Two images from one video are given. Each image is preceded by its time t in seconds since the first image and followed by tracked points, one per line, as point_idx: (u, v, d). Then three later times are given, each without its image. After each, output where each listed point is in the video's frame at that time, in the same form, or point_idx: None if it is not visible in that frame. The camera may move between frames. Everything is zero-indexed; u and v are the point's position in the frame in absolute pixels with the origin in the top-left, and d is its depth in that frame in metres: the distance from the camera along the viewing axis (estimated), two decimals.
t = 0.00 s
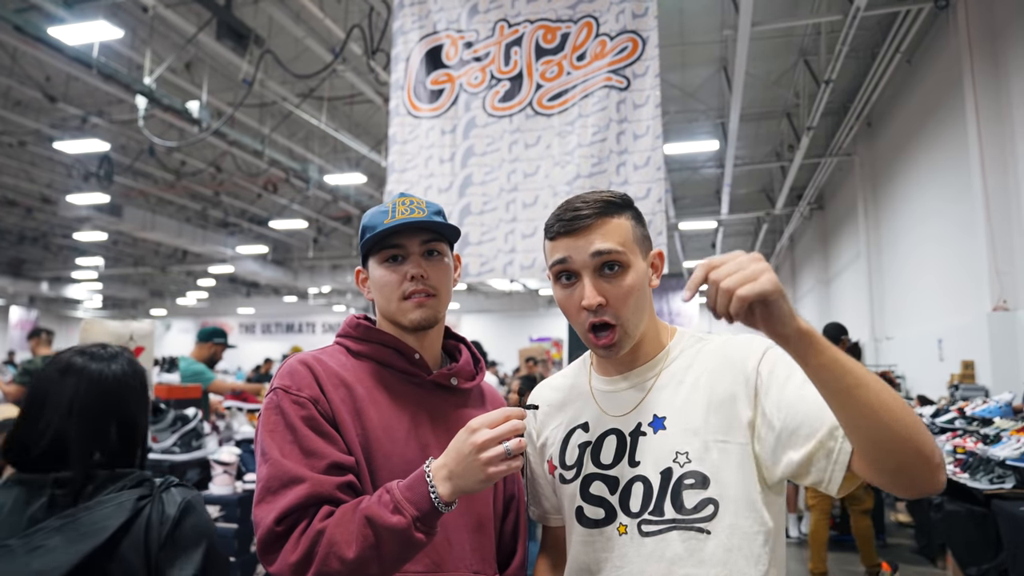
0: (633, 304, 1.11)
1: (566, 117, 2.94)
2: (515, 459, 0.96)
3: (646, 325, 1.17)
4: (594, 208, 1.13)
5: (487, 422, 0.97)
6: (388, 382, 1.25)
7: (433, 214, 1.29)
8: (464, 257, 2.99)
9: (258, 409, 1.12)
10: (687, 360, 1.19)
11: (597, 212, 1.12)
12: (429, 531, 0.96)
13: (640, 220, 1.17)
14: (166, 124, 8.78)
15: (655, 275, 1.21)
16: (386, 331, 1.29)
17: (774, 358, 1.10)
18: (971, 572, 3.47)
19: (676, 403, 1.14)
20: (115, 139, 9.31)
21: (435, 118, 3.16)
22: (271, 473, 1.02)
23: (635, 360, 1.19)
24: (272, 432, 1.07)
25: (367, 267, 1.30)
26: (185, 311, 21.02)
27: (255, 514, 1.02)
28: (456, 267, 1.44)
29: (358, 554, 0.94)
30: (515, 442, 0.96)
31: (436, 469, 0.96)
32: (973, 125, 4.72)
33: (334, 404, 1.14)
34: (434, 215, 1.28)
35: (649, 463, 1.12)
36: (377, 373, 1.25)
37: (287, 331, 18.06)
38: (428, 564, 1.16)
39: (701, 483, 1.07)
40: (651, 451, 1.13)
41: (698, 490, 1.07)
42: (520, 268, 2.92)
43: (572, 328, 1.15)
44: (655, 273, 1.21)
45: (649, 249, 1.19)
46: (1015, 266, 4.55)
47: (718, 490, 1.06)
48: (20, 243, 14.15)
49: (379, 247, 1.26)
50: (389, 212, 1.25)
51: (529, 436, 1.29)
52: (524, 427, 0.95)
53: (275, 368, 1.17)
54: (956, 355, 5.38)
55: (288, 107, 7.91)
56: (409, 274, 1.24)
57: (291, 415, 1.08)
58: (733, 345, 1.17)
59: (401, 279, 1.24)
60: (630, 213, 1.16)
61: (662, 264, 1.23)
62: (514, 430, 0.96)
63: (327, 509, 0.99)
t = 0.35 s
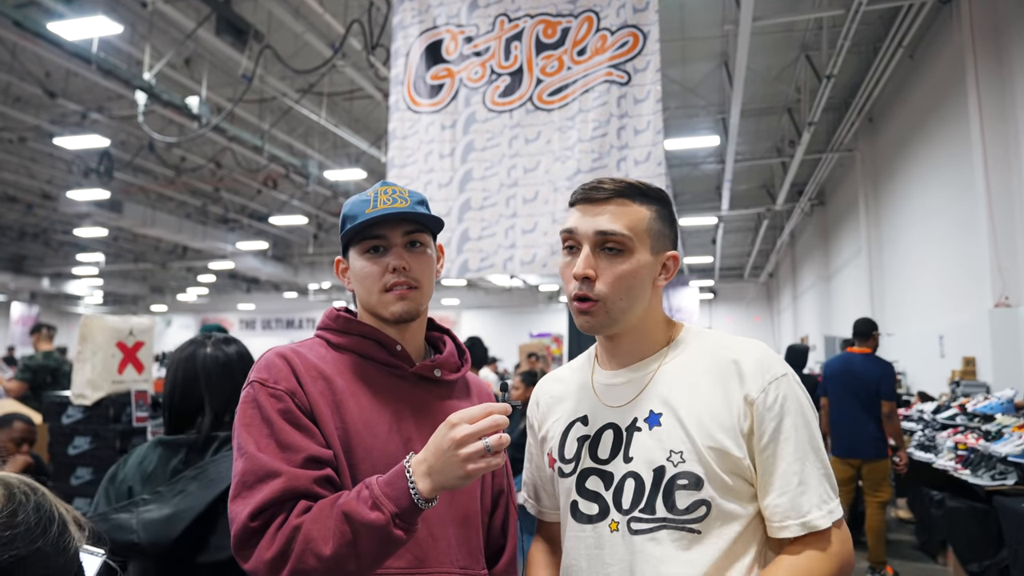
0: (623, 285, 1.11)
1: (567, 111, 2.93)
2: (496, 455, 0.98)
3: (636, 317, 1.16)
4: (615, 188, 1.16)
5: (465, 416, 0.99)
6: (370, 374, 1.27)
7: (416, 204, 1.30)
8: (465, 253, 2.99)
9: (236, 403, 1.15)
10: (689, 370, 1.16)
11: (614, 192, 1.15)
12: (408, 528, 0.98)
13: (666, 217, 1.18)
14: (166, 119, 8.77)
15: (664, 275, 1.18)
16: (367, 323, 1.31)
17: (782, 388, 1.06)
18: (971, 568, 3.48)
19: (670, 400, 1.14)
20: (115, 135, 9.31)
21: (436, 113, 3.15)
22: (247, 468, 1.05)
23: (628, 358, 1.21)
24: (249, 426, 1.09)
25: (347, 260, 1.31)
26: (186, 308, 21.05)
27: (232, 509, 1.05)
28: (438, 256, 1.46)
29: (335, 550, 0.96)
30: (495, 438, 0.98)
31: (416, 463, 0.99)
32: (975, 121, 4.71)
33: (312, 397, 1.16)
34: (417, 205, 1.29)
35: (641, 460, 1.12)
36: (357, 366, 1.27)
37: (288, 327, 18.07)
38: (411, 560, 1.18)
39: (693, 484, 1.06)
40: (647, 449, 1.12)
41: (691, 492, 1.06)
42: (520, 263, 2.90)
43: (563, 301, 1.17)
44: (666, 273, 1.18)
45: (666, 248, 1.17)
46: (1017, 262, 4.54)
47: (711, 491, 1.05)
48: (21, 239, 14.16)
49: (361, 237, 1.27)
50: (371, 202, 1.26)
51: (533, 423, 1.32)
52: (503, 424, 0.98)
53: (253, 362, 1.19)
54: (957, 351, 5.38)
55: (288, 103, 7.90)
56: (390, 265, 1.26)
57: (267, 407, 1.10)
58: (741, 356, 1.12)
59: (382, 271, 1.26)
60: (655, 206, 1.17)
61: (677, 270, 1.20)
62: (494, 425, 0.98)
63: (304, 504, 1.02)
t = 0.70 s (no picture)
0: (656, 283, 1.11)
1: (573, 106, 2.91)
2: (495, 458, 0.99)
3: (663, 311, 1.16)
4: (650, 175, 1.12)
5: (465, 418, 1.00)
6: (365, 368, 1.29)
7: (420, 198, 1.29)
8: (470, 248, 2.99)
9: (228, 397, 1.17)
10: (713, 358, 1.14)
11: (648, 179, 1.11)
12: (405, 526, 1.00)
13: (698, 206, 1.15)
14: (172, 114, 8.78)
15: (693, 266, 1.18)
16: (359, 315, 1.33)
17: (804, 381, 1.07)
18: (979, 565, 3.46)
19: (688, 393, 1.12)
20: (122, 130, 9.33)
21: (441, 107, 3.13)
22: (239, 466, 1.07)
23: (649, 339, 1.18)
24: (240, 423, 1.12)
25: (345, 252, 1.28)
26: (193, 302, 21.13)
27: (224, 509, 1.07)
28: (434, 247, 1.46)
29: (331, 551, 0.98)
30: (494, 441, 0.99)
31: (412, 462, 1.01)
32: (986, 117, 4.66)
33: (305, 391, 1.17)
34: (421, 199, 1.29)
35: (650, 453, 1.11)
36: (353, 360, 1.29)
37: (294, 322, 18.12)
38: (406, 557, 1.21)
39: (704, 480, 1.05)
40: (659, 440, 1.11)
41: (701, 488, 1.05)
42: (526, 257, 2.89)
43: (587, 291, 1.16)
44: (695, 263, 1.18)
45: (698, 239, 1.17)
46: None
47: (723, 488, 1.05)
48: (29, 233, 14.22)
49: (367, 233, 1.25)
50: (378, 193, 1.25)
51: (535, 401, 1.31)
52: (500, 426, 0.99)
53: (243, 356, 1.20)
54: (964, 348, 5.34)
55: (294, 97, 7.89)
56: (400, 264, 1.25)
57: (259, 403, 1.12)
58: (766, 349, 1.11)
59: (391, 268, 1.25)
60: (690, 195, 1.14)
61: (706, 256, 1.20)
62: (492, 426, 0.99)
63: (298, 503, 1.04)
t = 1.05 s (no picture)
0: (668, 268, 1.09)
1: (577, 99, 2.88)
2: (498, 452, 0.98)
3: (672, 297, 1.15)
4: (658, 158, 1.10)
5: (468, 412, 0.98)
6: (362, 359, 1.28)
7: (418, 183, 1.28)
8: (474, 241, 2.97)
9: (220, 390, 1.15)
10: (720, 349, 1.12)
11: (656, 162, 1.09)
12: (404, 522, 0.99)
13: (704, 190, 1.14)
14: (176, 108, 8.77)
15: (702, 250, 1.16)
16: (355, 305, 1.31)
17: (814, 372, 1.06)
18: (984, 561, 3.44)
19: (696, 383, 1.11)
20: (126, 124, 9.33)
21: (445, 100, 3.11)
22: (233, 462, 1.06)
23: (655, 329, 1.17)
24: (233, 417, 1.10)
25: (342, 240, 1.26)
26: (197, 296, 21.18)
27: (219, 505, 1.06)
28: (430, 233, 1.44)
29: (329, 549, 0.97)
30: (497, 436, 0.97)
31: (412, 456, 0.99)
32: (993, 111, 4.62)
33: (300, 383, 1.16)
34: (418, 184, 1.28)
35: (660, 444, 1.09)
36: (350, 350, 1.28)
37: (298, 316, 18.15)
38: (405, 552, 1.20)
39: (715, 471, 1.04)
40: (668, 432, 1.09)
41: (711, 479, 1.03)
42: (529, 251, 2.88)
43: (595, 276, 1.13)
44: (703, 248, 1.17)
45: (706, 224, 1.15)
46: None
47: (733, 480, 1.03)
48: (34, 228, 14.26)
49: (363, 219, 1.23)
50: (375, 178, 1.24)
51: (537, 396, 1.29)
52: (505, 422, 0.97)
53: (236, 348, 1.18)
54: (969, 344, 5.31)
55: (298, 91, 7.87)
56: (398, 252, 1.24)
57: (253, 397, 1.11)
58: (775, 340, 1.10)
59: (390, 256, 1.24)
60: (698, 179, 1.13)
61: (713, 243, 1.19)
62: (495, 422, 0.97)
63: (295, 499, 1.03)
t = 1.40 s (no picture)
0: (673, 228, 1.08)
1: (581, 89, 2.85)
2: (497, 438, 0.97)
3: (681, 266, 1.13)
4: (649, 126, 1.12)
5: (468, 397, 0.97)
6: (360, 345, 1.27)
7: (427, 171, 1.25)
8: (476, 232, 2.95)
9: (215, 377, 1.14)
10: (731, 333, 1.10)
11: (647, 129, 1.11)
12: (401, 509, 0.98)
13: (697, 157, 1.15)
14: (178, 98, 8.74)
15: (702, 218, 1.16)
16: (354, 290, 1.30)
17: (827, 356, 1.04)
18: (987, 553, 3.46)
19: (704, 367, 1.09)
20: (128, 115, 9.30)
21: (447, 90, 3.09)
22: (227, 449, 1.05)
23: (661, 312, 1.15)
24: (227, 404, 1.09)
25: (347, 226, 1.24)
26: (199, 287, 21.21)
27: (213, 493, 1.05)
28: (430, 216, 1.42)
29: (324, 537, 0.96)
30: (496, 420, 0.96)
31: (409, 443, 0.98)
32: (1000, 102, 4.57)
33: (294, 369, 1.15)
34: (429, 172, 1.27)
35: (668, 431, 1.07)
36: (347, 336, 1.27)
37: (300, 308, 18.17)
38: (403, 541, 1.18)
39: (726, 458, 1.02)
40: (676, 419, 1.08)
41: (722, 466, 1.02)
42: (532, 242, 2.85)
43: (600, 252, 1.12)
44: (703, 217, 1.16)
45: (702, 190, 1.16)
46: None
47: (744, 467, 1.01)
48: (36, 218, 14.26)
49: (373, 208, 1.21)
50: (385, 165, 1.22)
51: (545, 383, 1.28)
52: (503, 407, 0.96)
53: (230, 333, 1.17)
54: (973, 336, 5.29)
55: (300, 82, 7.83)
56: (408, 243, 1.22)
57: (247, 382, 1.09)
58: (788, 323, 1.08)
59: (399, 246, 1.22)
60: (689, 145, 1.14)
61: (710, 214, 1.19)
62: (494, 406, 0.96)
63: (290, 486, 1.01)
